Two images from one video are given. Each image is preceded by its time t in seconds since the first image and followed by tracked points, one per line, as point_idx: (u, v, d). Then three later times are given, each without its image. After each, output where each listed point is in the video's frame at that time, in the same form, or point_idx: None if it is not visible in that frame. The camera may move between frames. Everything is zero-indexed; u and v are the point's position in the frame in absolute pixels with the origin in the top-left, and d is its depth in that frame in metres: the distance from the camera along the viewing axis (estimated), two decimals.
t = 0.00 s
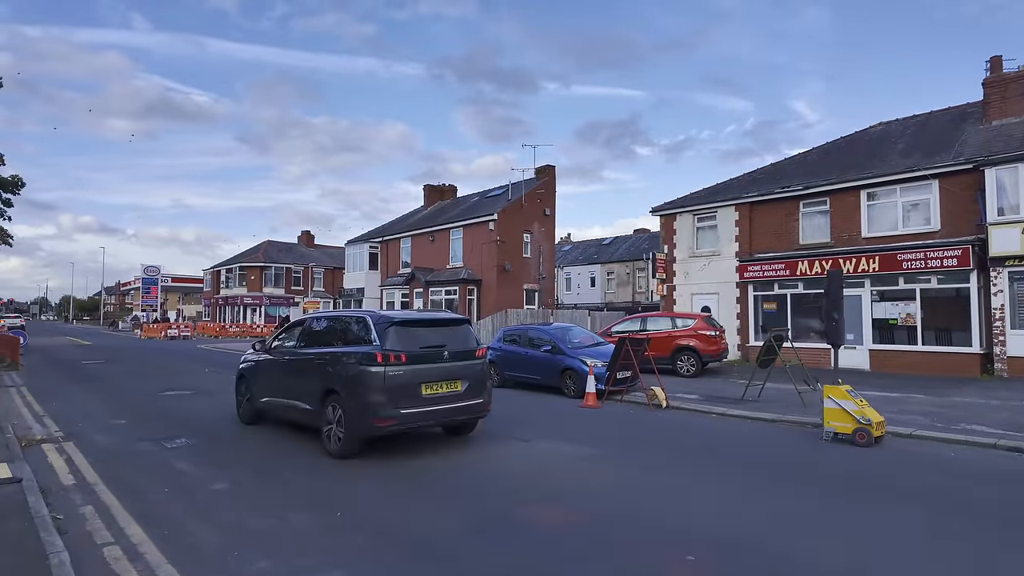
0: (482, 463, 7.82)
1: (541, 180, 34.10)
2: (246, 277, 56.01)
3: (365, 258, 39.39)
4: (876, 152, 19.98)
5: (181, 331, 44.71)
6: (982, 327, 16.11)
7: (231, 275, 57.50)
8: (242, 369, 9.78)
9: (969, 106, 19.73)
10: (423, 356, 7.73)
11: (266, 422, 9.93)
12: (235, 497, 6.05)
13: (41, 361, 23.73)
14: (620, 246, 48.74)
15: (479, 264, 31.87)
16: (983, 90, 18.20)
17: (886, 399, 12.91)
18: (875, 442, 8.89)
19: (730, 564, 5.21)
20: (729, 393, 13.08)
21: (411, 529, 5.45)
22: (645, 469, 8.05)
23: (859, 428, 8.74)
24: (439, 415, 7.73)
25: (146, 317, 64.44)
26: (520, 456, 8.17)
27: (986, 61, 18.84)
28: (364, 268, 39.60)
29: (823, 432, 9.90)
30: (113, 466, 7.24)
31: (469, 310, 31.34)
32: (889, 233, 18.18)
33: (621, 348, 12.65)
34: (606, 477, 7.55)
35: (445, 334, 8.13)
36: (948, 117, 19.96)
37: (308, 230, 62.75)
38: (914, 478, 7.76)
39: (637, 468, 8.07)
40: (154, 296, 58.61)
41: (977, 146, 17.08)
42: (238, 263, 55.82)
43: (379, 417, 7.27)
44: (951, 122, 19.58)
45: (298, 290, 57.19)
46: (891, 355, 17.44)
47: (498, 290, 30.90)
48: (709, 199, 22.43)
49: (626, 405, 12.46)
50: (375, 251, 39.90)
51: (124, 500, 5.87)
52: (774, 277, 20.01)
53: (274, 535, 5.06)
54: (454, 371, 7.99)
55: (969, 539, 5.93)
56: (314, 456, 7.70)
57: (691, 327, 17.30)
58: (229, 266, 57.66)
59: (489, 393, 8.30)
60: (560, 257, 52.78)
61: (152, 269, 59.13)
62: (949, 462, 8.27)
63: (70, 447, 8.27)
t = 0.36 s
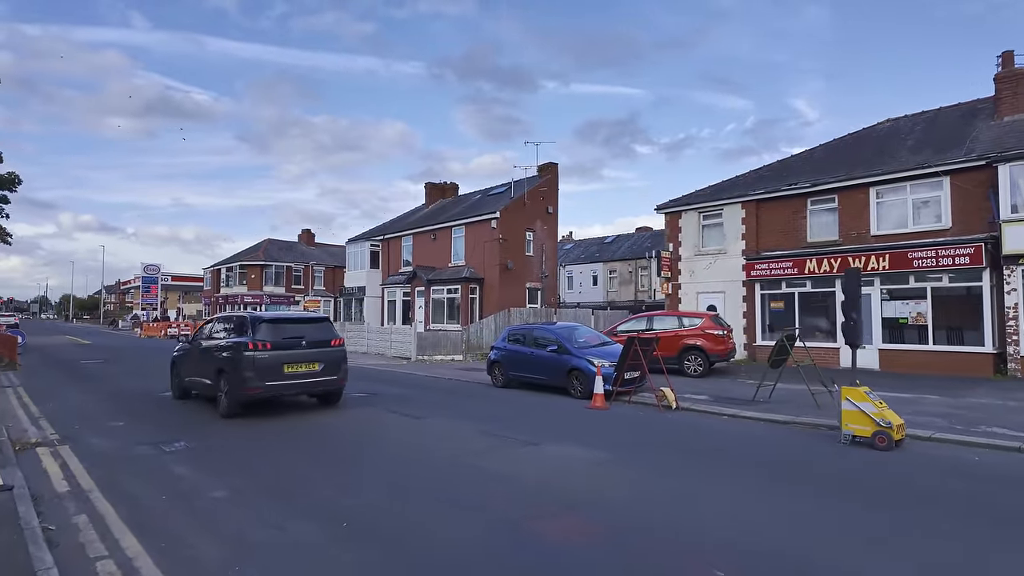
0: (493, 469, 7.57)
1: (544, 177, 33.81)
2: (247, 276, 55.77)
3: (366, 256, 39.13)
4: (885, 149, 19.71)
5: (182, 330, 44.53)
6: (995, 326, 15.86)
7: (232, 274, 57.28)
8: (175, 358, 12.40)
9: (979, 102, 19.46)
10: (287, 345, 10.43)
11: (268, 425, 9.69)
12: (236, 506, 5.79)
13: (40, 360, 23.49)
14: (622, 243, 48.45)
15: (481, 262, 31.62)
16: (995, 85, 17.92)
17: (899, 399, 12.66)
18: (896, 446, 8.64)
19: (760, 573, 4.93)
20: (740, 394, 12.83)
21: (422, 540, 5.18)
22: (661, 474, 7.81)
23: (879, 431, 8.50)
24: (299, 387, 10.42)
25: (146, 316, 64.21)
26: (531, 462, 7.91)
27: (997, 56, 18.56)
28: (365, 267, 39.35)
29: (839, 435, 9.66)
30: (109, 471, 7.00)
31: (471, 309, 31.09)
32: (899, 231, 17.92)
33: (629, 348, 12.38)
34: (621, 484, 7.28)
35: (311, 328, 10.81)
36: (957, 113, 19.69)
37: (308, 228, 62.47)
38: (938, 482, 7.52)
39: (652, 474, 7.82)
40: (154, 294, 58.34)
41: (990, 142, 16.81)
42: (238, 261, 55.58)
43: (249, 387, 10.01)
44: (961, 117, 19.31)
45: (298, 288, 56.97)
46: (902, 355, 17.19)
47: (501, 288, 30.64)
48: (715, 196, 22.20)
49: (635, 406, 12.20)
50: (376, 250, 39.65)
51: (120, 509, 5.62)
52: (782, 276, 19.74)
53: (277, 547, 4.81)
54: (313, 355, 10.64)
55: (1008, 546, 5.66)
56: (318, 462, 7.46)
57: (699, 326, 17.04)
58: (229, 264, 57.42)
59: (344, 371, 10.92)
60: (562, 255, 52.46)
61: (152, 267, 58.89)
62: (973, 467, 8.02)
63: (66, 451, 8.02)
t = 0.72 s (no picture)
0: (516, 471, 7.36)
1: (549, 175, 33.55)
2: (249, 274, 55.53)
3: (370, 254, 38.90)
4: (897, 145, 19.46)
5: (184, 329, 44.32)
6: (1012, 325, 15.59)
7: (234, 272, 57.06)
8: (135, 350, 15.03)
9: (993, 97, 19.22)
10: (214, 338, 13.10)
11: (277, 425, 9.46)
12: (247, 509, 5.57)
13: (42, 358, 23.28)
14: (626, 242, 48.18)
15: (486, 260, 31.38)
16: (1010, 80, 17.67)
17: (918, 398, 12.41)
18: (923, 447, 8.39)
19: None
20: (755, 394, 12.60)
21: (442, 543, 4.97)
22: (686, 477, 7.57)
23: (906, 432, 8.24)
24: (223, 369, 13.01)
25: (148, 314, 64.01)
26: (551, 464, 7.69)
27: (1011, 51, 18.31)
28: (368, 265, 39.12)
29: (862, 435, 9.43)
30: (115, 473, 6.78)
31: (475, 308, 30.87)
32: (912, 228, 17.67)
33: (643, 347, 12.12)
34: (649, 487, 7.01)
35: (234, 324, 13.49)
36: (970, 109, 19.45)
37: (311, 227, 62.22)
38: (969, 483, 7.29)
39: (676, 476, 7.57)
40: (155, 293, 58.10)
41: (1005, 138, 16.57)
42: (240, 260, 55.35)
43: (183, 367, 12.61)
44: (974, 113, 19.07)
45: (300, 287, 56.77)
46: (916, 354, 16.94)
47: (505, 287, 30.40)
48: (723, 193, 21.98)
49: (649, 405, 11.96)
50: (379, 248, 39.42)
51: (127, 513, 5.40)
52: (793, 274, 19.49)
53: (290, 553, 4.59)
54: (235, 343, 13.28)
55: None
56: (332, 462, 7.25)
57: (709, 325, 16.77)
58: (231, 263, 57.19)
59: (263, 357, 13.55)
60: (565, 253, 52.13)
61: (154, 266, 58.74)
62: (1002, 468, 7.79)
63: (70, 452, 7.80)
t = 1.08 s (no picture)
0: (536, 476, 7.11)
1: (556, 174, 33.25)
2: (252, 273, 55.26)
3: (374, 253, 38.64)
4: (913, 143, 19.17)
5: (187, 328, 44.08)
6: None
7: (236, 271, 56.81)
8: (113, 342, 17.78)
9: (1011, 95, 18.92)
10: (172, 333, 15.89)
11: (290, 428, 9.22)
12: (268, 521, 5.32)
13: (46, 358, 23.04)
14: (632, 242, 47.88)
15: (492, 260, 31.13)
16: None
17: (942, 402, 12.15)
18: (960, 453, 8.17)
19: None
20: (777, 397, 12.35)
21: (472, 557, 4.70)
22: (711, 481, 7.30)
23: (943, 439, 8.02)
24: (181, 359, 15.78)
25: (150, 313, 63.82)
26: (573, 469, 7.43)
27: None
28: (372, 265, 38.87)
29: (892, 440, 9.17)
30: (128, 481, 6.54)
31: (482, 307, 30.61)
32: (930, 228, 17.41)
33: (662, 348, 11.86)
34: (674, 491, 6.77)
35: (192, 322, 16.30)
36: (988, 106, 19.15)
37: (313, 225, 62.00)
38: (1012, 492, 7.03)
39: (702, 481, 7.31)
40: (158, 292, 57.90)
41: None
42: (243, 259, 55.09)
43: (147, 357, 15.36)
44: (992, 111, 18.77)
45: (304, 285, 56.55)
46: (934, 355, 16.68)
47: (512, 286, 30.15)
48: (735, 192, 21.72)
49: (668, 408, 11.72)
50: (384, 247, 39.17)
51: (144, 526, 5.15)
52: (807, 274, 19.25)
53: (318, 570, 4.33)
54: (190, 338, 16.04)
55: None
56: (351, 468, 7.00)
57: (724, 326, 16.53)
58: (234, 262, 56.94)
59: (214, 349, 16.34)
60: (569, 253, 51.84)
61: (156, 265, 58.51)
62: None
63: (80, 458, 7.55)
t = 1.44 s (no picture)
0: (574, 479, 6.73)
1: (562, 170, 32.89)
2: (254, 272, 54.95)
3: (378, 251, 38.34)
4: (930, 138, 18.84)
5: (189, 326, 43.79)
6: None
7: (238, 270, 56.45)
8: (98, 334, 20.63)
9: None
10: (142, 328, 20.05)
11: (305, 428, 8.91)
12: (289, 528, 5.02)
13: (48, 357, 22.74)
14: (636, 239, 47.57)
15: (498, 257, 30.82)
16: None
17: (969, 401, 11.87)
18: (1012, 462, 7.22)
19: None
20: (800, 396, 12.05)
21: (508, 561, 4.39)
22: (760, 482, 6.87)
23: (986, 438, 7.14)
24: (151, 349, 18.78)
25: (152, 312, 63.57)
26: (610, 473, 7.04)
27: None
28: (376, 263, 38.55)
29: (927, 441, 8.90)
30: (138, 484, 6.23)
31: (488, 305, 30.32)
32: (949, 223, 17.11)
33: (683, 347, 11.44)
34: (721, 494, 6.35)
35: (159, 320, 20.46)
36: (1007, 100, 18.81)
37: (316, 223, 61.70)
38: None
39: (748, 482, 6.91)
40: (159, 291, 57.61)
41: None
42: (245, 257, 54.77)
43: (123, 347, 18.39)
44: (1011, 105, 18.44)
45: (306, 284, 56.27)
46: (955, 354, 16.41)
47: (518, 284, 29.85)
48: (748, 188, 21.40)
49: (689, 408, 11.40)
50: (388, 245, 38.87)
51: (158, 533, 4.85)
52: (823, 270, 19.06)
53: None
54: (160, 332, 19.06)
55: None
56: (372, 470, 6.70)
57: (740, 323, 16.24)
58: (236, 260, 56.63)
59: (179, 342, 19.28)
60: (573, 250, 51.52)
61: (158, 263, 58.24)
62: None
63: (87, 459, 7.26)
